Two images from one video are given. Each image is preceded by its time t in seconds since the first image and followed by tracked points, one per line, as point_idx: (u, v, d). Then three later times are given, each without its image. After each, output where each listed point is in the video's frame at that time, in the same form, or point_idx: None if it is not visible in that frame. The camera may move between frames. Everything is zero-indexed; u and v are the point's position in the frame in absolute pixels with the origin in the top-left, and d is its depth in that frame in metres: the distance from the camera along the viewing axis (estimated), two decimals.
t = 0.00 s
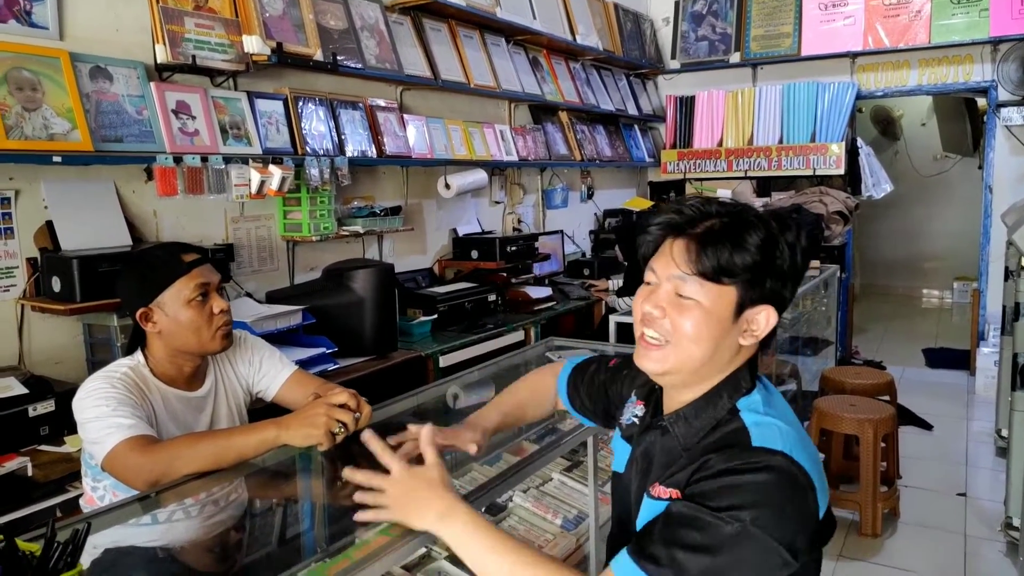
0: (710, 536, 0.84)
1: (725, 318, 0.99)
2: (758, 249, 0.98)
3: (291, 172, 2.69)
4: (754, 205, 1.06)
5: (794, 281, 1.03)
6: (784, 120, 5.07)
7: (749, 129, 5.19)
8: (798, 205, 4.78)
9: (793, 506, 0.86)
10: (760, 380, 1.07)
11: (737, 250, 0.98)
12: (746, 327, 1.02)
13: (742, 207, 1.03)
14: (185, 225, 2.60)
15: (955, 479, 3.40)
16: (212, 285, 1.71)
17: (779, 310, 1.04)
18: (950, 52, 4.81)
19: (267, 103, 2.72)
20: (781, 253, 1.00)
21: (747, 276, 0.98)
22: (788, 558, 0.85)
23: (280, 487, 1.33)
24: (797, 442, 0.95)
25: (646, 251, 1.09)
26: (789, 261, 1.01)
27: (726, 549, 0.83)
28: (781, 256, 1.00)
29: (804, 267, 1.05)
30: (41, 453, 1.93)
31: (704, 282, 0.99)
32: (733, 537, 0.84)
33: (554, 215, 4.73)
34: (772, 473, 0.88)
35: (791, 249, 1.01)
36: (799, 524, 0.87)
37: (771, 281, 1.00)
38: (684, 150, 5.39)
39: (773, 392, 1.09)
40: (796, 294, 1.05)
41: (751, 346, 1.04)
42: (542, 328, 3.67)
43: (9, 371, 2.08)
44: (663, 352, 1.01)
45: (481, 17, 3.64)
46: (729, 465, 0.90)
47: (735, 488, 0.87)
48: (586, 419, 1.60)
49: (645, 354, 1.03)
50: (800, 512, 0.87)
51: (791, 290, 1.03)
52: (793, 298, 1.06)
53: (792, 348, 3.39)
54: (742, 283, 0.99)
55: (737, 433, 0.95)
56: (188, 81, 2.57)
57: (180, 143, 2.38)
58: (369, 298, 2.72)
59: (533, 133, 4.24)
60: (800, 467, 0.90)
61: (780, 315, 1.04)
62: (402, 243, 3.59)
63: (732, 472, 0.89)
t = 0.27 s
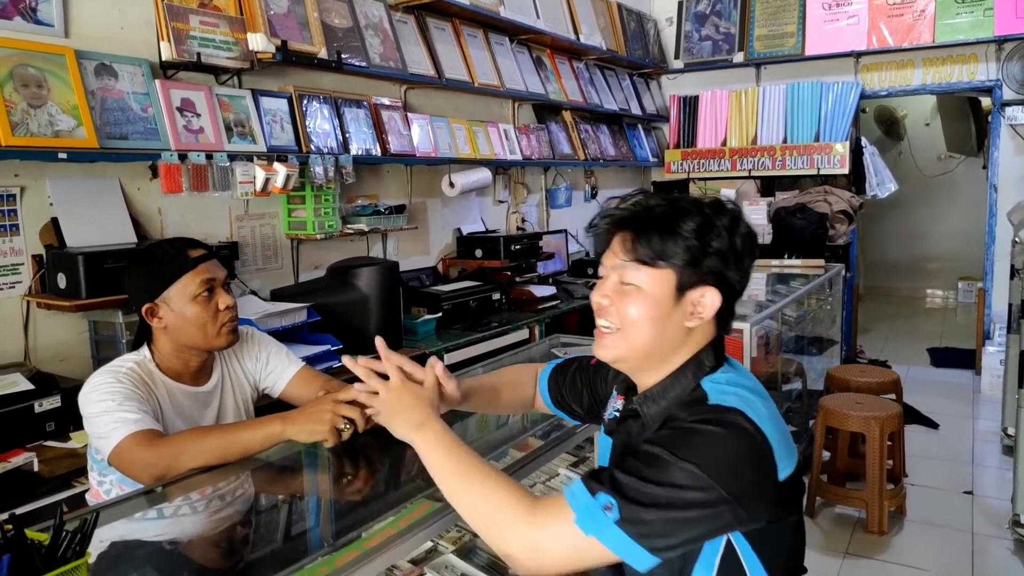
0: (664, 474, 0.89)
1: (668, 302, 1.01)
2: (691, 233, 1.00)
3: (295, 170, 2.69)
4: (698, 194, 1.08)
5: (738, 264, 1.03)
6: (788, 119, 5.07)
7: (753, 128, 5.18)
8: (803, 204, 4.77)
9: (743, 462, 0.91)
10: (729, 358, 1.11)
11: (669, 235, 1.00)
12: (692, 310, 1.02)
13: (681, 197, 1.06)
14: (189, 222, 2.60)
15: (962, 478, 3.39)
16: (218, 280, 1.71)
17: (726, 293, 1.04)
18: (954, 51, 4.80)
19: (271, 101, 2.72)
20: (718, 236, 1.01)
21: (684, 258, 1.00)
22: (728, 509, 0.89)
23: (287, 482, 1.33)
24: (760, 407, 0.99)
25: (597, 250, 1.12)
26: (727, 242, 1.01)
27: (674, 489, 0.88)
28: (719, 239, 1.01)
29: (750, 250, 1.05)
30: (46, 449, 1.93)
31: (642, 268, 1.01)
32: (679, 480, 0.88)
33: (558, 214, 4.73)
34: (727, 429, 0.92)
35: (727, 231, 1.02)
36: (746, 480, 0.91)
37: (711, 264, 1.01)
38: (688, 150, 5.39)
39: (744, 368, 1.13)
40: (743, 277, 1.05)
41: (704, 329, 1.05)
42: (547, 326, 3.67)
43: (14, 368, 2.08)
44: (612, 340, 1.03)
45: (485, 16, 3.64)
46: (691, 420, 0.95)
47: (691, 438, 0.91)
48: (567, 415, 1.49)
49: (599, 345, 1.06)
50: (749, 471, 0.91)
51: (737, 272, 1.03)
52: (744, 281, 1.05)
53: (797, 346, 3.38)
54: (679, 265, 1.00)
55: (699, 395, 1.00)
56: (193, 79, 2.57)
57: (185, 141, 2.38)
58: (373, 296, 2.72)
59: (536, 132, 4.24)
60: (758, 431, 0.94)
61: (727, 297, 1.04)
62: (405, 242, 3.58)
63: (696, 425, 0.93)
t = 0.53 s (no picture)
0: (617, 454, 0.91)
1: (607, 290, 1.02)
2: (625, 223, 1.01)
3: (299, 165, 2.69)
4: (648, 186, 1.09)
5: (683, 250, 1.02)
6: (792, 116, 5.05)
7: (757, 125, 5.17)
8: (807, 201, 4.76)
9: (696, 442, 0.92)
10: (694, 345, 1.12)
11: (603, 226, 1.02)
12: (635, 297, 1.02)
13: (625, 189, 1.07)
14: (193, 217, 2.60)
15: (966, 475, 3.38)
16: (223, 274, 1.71)
17: (672, 280, 1.03)
18: (960, 48, 4.78)
19: (275, 96, 2.72)
20: (656, 223, 1.01)
21: (617, 246, 1.01)
22: (682, 490, 0.91)
23: (290, 476, 1.30)
24: (719, 390, 1.00)
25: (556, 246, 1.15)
26: (664, 228, 1.01)
27: (625, 468, 0.90)
28: (657, 226, 1.01)
29: (697, 236, 1.04)
30: (50, 443, 1.93)
31: (582, 259, 1.03)
32: (630, 459, 0.91)
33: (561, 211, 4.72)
34: (681, 410, 0.94)
35: (664, 218, 1.01)
36: (700, 460, 0.92)
37: (648, 250, 1.01)
38: (692, 146, 5.38)
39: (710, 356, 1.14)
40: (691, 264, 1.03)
41: (655, 316, 1.05)
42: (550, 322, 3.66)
43: (18, 362, 2.08)
44: (564, 332, 1.06)
45: (489, 11, 3.63)
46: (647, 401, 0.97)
47: (644, 417, 0.94)
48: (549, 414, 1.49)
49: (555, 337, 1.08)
50: (703, 451, 0.93)
51: (683, 259, 1.03)
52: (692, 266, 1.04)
53: (801, 343, 3.38)
54: (616, 255, 1.01)
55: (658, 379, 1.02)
56: (196, 73, 2.57)
57: (189, 135, 2.38)
58: (377, 291, 2.71)
59: (540, 128, 4.23)
60: (715, 414, 0.96)
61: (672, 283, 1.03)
62: (409, 237, 3.58)
63: (651, 406, 0.96)
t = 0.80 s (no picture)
0: (625, 450, 0.91)
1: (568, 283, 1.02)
2: (584, 214, 1.01)
3: (303, 156, 2.69)
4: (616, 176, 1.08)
5: (647, 238, 1.01)
6: (798, 107, 5.02)
7: (762, 115, 5.14)
8: (813, 191, 4.74)
9: (702, 438, 0.92)
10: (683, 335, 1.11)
11: (563, 220, 1.02)
12: (599, 290, 1.01)
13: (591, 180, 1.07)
14: (198, 208, 2.61)
15: (972, 466, 3.37)
16: (228, 265, 1.71)
17: (637, 271, 1.02)
18: (967, 37, 4.74)
19: (279, 88, 2.72)
20: (615, 214, 1.00)
21: (577, 239, 1.01)
22: (690, 485, 0.91)
23: (296, 468, 1.30)
24: (720, 384, 1.00)
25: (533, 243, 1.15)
26: (625, 217, 1.00)
27: (634, 464, 0.90)
28: (617, 217, 1.00)
29: (663, 225, 1.02)
30: (57, 434, 1.94)
31: (546, 253, 1.04)
32: (639, 455, 0.90)
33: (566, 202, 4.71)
34: (689, 406, 0.94)
35: (623, 207, 1.00)
36: (707, 456, 0.92)
37: (608, 242, 1.00)
38: (697, 137, 5.36)
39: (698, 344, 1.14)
40: (657, 254, 1.01)
41: (624, 307, 1.04)
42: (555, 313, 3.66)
43: (25, 353, 2.09)
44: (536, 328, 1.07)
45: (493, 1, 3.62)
46: (654, 396, 0.97)
47: (653, 413, 0.93)
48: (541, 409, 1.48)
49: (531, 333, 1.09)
50: (709, 447, 0.93)
51: (647, 248, 1.01)
52: (659, 254, 1.02)
53: (806, 334, 3.37)
54: (576, 248, 1.01)
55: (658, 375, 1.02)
56: (200, 65, 2.57)
57: (193, 127, 2.38)
58: (382, 283, 2.72)
59: (544, 119, 4.21)
60: (721, 408, 0.96)
61: (637, 272, 1.02)
62: (414, 229, 3.58)
63: (657, 401, 0.95)
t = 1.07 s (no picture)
0: (634, 462, 0.90)
1: (568, 283, 1.02)
2: (584, 214, 1.00)
3: (310, 154, 2.70)
4: (620, 172, 1.07)
5: (648, 238, 1.00)
6: (806, 106, 5.01)
7: (770, 115, 5.13)
8: (821, 190, 4.72)
9: (713, 452, 0.92)
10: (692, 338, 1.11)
11: (564, 220, 1.02)
12: (601, 291, 1.01)
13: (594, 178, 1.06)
14: (206, 206, 2.62)
15: (980, 467, 3.36)
16: (236, 261, 1.71)
17: (639, 272, 1.00)
18: (976, 36, 4.72)
19: (287, 85, 2.72)
20: (614, 215, 0.99)
21: (578, 240, 1.00)
22: (699, 497, 0.91)
23: (302, 465, 1.30)
24: (732, 394, 0.99)
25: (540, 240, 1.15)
26: (624, 218, 0.99)
27: (643, 477, 0.89)
28: (615, 216, 0.99)
29: (666, 224, 1.00)
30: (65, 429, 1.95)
31: (547, 253, 1.04)
32: (649, 467, 0.90)
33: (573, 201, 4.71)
34: (702, 419, 0.93)
35: (622, 206, 1.00)
36: (717, 469, 0.92)
37: (608, 242, 1.00)
38: (704, 136, 5.35)
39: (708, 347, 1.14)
40: (660, 253, 1.00)
41: (628, 308, 1.03)
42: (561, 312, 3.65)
43: (33, 349, 2.10)
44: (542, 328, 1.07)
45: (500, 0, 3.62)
46: (665, 405, 0.96)
47: (664, 424, 0.93)
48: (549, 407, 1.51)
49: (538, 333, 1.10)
50: (720, 460, 0.92)
51: (648, 248, 1.00)
52: (662, 254, 1.01)
53: (813, 334, 3.36)
54: (576, 249, 1.01)
55: (668, 381, 1.01)
56: (209, 63, 2.58)
57: (202, 125, 2.39)
58: (388, 281, 2.72)
59: (551, 118, 4.21)
60: (733, 420, 0.95)
61: (638, 273, 1.01)
62: (420, 227, 3.59)
63: (668, 412, 0.95)
